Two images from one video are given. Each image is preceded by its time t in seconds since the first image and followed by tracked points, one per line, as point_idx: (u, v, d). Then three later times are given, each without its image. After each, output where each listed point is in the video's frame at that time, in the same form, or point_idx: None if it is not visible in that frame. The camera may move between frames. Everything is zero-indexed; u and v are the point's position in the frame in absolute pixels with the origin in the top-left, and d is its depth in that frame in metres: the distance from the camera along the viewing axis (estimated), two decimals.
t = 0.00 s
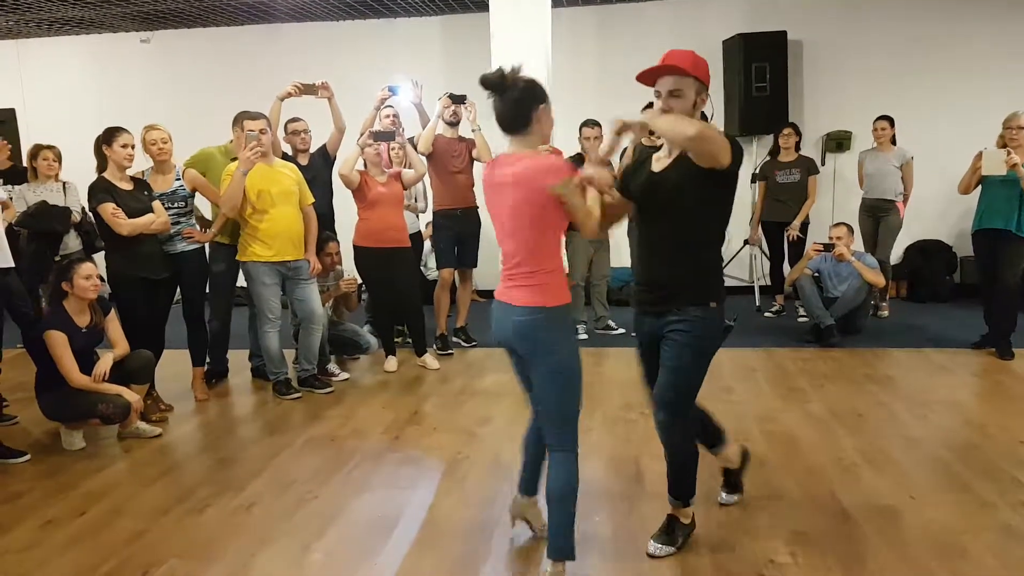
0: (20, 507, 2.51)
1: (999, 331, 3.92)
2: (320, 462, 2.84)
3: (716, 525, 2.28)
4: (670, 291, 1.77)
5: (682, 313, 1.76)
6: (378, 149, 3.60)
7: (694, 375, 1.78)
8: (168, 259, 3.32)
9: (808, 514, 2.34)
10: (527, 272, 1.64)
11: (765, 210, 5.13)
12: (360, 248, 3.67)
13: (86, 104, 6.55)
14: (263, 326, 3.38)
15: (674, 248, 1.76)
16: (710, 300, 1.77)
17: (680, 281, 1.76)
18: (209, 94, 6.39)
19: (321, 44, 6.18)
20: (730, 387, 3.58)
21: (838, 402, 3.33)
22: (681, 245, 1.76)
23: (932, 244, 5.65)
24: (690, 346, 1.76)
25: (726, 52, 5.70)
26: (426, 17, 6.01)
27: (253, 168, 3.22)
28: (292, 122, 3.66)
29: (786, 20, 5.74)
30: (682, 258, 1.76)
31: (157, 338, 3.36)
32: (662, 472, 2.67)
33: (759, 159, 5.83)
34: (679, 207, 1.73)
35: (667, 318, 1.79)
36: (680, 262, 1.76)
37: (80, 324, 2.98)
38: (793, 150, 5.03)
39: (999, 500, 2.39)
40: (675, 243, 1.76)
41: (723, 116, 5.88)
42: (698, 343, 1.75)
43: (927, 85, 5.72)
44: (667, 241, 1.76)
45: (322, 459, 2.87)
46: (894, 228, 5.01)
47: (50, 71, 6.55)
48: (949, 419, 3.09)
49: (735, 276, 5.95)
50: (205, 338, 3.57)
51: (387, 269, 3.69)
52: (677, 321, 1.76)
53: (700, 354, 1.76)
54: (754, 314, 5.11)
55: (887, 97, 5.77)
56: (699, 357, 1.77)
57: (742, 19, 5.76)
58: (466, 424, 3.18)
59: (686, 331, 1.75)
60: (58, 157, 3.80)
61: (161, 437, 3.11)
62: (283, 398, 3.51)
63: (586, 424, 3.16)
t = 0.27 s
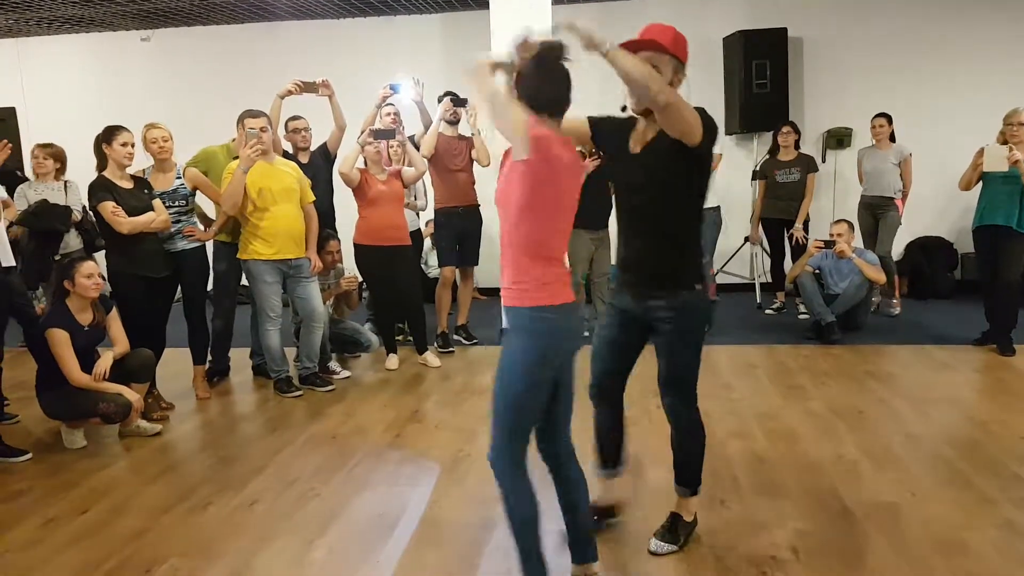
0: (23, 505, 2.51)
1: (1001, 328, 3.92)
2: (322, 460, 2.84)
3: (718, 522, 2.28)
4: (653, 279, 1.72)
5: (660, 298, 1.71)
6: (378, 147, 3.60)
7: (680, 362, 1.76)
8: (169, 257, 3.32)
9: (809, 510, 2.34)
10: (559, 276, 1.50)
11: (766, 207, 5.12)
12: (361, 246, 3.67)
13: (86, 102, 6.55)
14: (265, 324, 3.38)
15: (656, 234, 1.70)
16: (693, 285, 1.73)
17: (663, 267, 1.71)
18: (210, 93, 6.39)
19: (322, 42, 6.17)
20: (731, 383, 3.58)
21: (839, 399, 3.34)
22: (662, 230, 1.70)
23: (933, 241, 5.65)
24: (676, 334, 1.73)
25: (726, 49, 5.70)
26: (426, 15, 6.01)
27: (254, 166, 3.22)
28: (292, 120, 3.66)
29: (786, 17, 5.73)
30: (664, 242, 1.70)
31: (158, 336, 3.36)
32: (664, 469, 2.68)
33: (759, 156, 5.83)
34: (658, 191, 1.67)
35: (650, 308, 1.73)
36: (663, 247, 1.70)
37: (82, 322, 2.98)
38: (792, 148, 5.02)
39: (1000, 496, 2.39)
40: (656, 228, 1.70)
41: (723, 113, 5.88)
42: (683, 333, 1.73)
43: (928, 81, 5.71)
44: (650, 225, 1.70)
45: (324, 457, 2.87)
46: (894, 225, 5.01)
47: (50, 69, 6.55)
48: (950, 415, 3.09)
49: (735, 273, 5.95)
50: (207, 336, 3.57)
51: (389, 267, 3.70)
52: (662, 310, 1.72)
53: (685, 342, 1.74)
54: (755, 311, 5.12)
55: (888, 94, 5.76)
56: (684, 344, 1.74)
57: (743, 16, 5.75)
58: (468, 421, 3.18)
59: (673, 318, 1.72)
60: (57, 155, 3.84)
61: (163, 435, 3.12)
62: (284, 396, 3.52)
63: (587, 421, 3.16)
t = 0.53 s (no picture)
0: (24, 505, 2.52)
1: (1002, 327, 3.91)
2: (323, 459, 2.84)
3: (719, 520, 2.28)
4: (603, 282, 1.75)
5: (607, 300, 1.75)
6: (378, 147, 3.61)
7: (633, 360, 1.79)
8: (170, 257, 3.32)
9: (811, 509, 2.34)
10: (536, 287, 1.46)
11: (767, 206, 5.11)
12: (362, 246, 3.67)
13: (88, 101, 6.56)
14: (266, 323, 3.38)
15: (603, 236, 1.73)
16: (640, 285, 1.77)
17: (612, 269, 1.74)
18: (211, 92, 6.39)
19: (323, 41, 6.17)
20: (732, 383, 3.58)
21: (840, 398, 3.33)
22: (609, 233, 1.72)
23: (934, 240, 5.64)
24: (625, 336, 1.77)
25: (726, 48, 5.69)
26: (427, 14, 6.01)
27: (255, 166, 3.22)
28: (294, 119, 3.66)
29: (787, 16, 5.72)
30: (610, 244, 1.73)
31: (160, 335, 3.36)
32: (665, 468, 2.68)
33: (760, 155, 5.82)
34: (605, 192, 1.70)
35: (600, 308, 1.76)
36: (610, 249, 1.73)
37: (85, 322, 2.99)
38: (791, 148, 5.00)
39: (1002, 495, 2.39)
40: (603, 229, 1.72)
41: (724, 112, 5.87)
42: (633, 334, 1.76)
43: (930, 79, 5.71)
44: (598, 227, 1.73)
45: (325, 456, 2.87)
46: (898, 224, 5.00)
47: (52, 69, 6.55)
48: (952, 414, 3.09)
49: (737, 272, 5.95)
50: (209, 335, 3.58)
51: (390, 266, 3.70)
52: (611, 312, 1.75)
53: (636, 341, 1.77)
54: (756, 310, 5.12)
55: (889, 93, 5.75)
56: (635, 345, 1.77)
57: (743, 15, 5.75)
58: (469, 421, 3.18)
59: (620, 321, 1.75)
60: (58, 156, 3.82)
61: (164, 435, 3.12)
62: (286, 395, 3.52)
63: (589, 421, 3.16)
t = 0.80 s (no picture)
0: (26, 506, 2.52)
1: (1004, 324, 3.91)
2: (325, 459, 2.85)
3: (721, 519, 2.28)
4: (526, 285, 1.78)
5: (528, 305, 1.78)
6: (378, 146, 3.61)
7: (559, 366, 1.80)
8: (172, 257, 3.33)
9: (812, 507, 2.34)
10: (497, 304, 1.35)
11: (768, 204, 5.10)
12: (363, 246, 3.67)
13: (88, 103, 6.56)
14: (267, 324, 3.38)
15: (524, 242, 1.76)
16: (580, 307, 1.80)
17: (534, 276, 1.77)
18: (211, 93, 6.39)
19: (322, 41, 6.17)
20: (733, 381, 3.58)
21: (842, 396, 3.33)
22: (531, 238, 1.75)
23: (935, 237, 5.64)
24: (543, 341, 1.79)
25: (726, 47, 5.69)
26: (427, 14, 6.01)
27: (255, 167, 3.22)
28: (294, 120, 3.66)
29: (787, 13, 5.72)
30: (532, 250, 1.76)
31: (161, 336, 3.37)
32: (666, 467, 2.68)
33: (761, 153, 5.82)
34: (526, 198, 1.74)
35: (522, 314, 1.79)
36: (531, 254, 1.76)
37: (87, 323, 2.99)
38: (790, 146, 5.00)
39: (1004, 492, 2.39)
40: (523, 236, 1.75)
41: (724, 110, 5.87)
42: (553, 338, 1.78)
43: (930, 77, 5.70)
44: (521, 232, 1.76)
45: (326, 456, 2.87)
46: (901, 221, 5.00)
47: (52, 70, 6.56)
48: (953, 412, 3.08)
49: (738, 270, 5.95)
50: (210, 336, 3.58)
51: (391, 266, 3.70)
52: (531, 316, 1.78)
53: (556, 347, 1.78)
54: (757, 309, 5.12)
55: (890, 90, 5.75)
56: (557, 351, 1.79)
57: (743, 13, 5.74)
58: (470, 420, 3.18)
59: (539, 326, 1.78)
60: (57, 156, 3.83)
61: (166, 435, 3.13)
62: (287, 396, 3.52)
63: (590, 420, 3.16)
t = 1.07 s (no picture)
0: (27, 508, 2.52)
1: (1005, 322, 3.90)
2: (326, 460, 2.85)
3: (721, 518, 2.28)
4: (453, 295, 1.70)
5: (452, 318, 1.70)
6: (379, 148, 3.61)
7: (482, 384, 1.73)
8: (173, 259, 3.33)
9: (814, 507, 2.34)
10: (506, 321, 1.21)
11: (768, 203, 5.10)
12: (364, 247, 3.67)
13: (89, 104, 6.57)
14: (268, 325, 3.38)
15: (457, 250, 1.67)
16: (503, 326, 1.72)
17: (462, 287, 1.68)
18: (211, 94, 6.40)
19: (323, 42, 6.18)
20: (734, 380, 3.58)
21: (843, 395, 3.33)
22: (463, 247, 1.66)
23: (936, 236, 5.63)
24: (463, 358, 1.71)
25: (726, 46, 5.69)
26: (427, 14, 6.01)
27: (255, 168, 3.22)
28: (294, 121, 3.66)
29: (787, 13, 5.72)
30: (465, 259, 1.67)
31: (162, 337, 3.37)
32: (667, 467, 2.67)
33: (761, 153, 5.82)
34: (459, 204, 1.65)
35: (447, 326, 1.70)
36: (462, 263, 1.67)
37: (88, 325, 3.00)
38: (792, 146, 4.99)
39: (1005, 491, 2.39)
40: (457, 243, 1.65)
41: (724, 110, 5.87)
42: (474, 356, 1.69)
43: (931, 75, 5.69)
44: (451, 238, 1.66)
45: (327, 456, 2.87)
46: (900, 221, 5.00)
47: (52, 72, 6.56)
48: (954, 410, 3.08)
49: (738, 270, 5.95)
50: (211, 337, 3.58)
51: (391, 267, 3.70)
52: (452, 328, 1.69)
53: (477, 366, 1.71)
54: (758, 308, 5.11)
55: (890, 89, 5.74)
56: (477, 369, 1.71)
57: (743, 12, 5.74)
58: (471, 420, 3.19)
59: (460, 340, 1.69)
60: (57, 157, 3.82)
61: (167, 437, 3.13)
62: (288, 397, 3.52)
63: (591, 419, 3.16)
